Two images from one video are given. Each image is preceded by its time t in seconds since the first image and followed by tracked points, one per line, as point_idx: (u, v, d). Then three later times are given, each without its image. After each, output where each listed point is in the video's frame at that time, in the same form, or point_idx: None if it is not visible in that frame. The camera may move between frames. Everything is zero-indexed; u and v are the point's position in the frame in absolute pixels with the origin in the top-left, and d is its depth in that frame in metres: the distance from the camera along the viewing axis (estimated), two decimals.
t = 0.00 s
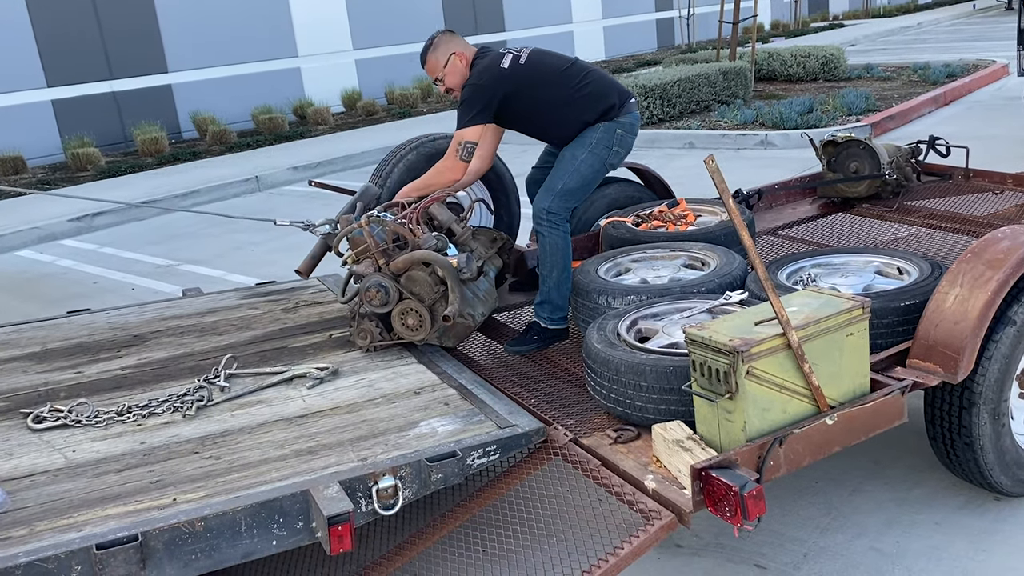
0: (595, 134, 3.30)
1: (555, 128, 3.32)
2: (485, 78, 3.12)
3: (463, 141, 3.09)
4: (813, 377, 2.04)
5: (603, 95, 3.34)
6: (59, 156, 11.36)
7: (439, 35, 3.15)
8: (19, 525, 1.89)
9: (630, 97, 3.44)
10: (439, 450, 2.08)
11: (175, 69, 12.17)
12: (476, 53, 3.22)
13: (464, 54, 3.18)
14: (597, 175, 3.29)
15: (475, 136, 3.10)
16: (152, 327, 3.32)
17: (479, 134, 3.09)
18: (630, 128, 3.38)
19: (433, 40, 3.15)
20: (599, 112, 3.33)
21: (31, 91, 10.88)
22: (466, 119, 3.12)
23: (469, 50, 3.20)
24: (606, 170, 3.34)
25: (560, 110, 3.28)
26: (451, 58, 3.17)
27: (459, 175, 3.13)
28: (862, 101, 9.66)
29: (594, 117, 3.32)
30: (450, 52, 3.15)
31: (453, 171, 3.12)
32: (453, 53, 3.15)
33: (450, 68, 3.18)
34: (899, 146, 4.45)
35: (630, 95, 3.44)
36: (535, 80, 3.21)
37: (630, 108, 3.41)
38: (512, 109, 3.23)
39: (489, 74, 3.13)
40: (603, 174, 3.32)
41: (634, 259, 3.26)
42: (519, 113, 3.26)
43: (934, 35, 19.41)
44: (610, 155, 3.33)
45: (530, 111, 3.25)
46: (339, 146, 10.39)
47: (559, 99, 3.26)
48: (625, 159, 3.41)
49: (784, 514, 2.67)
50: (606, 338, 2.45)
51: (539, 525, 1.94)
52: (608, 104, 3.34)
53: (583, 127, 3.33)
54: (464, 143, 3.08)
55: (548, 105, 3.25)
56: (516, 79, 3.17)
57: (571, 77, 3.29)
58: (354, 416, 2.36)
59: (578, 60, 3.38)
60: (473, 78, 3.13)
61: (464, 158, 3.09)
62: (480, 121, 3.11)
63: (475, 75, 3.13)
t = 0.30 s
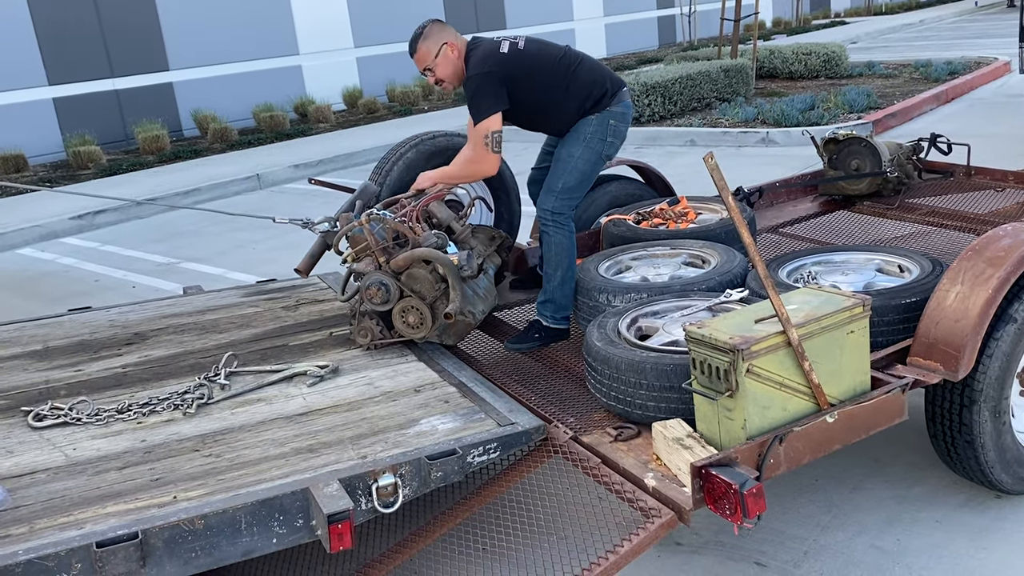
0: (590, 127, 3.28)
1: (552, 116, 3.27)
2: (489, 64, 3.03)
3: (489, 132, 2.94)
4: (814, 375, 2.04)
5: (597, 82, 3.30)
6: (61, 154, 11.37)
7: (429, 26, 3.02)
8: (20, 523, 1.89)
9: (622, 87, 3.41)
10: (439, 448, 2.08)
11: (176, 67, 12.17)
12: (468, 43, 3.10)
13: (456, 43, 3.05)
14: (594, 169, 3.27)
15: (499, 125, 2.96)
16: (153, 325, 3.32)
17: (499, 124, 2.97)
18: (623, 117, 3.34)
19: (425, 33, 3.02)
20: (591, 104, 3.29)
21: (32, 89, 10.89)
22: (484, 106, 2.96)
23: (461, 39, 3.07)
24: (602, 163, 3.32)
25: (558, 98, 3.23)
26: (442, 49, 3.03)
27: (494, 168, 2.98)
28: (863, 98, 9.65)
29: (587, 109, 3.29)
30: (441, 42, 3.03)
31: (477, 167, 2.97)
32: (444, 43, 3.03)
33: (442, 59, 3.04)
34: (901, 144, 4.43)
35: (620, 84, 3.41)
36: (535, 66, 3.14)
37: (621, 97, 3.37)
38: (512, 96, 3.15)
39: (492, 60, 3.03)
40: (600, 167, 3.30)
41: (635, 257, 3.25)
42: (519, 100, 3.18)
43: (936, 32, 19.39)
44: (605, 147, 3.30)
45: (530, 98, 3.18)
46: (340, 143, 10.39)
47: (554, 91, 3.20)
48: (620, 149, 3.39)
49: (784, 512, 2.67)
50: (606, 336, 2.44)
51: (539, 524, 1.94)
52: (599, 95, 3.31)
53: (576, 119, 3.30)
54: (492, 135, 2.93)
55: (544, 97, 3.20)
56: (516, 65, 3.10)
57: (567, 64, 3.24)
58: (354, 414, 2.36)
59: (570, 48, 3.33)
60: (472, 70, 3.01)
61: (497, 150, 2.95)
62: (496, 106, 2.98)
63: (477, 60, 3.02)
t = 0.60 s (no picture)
0: (587, 123, 3.26)
1: (551, 107, 3.25)
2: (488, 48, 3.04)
3: (491, 105, 2.94)
4: (815, 373, 2.04)
5: (596, 75, 3.28)
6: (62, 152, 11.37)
7: (421, 12, 3.06)
8: (22, 520, 1.89)
9: (619, 81, 3.37)
10: (440, 445, 2.08)
11: (178, 65, 12.16)
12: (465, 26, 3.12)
13: (444, 32, 3.05)
14: (593, 166, 3.25)
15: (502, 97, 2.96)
16: (155, 322, 3.32)
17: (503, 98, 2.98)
18: (619, 112, 3.31)
19: (415, 22, 3.07)
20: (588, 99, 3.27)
21: (34, 87, 10.89)
22: (485, 85, 2.97)
23: (456, 28, 3.08)
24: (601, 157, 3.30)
25: (557, 88, 3.21)
26: (430, 40, 3.06)
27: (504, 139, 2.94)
28: (866, 96, 9.63)
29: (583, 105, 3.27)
30: (431, 31, 3.06)
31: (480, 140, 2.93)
32: (433, 32, 3.06)
33: (431, 49, 3.09)
34: (902, 142, 4.43)
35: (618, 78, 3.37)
36: (533, 54, 3.14)
37: (618, 91, 3.34)
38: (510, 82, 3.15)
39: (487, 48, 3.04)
40: (600, 163, 3.28)
41: (636, 255, 3.26)
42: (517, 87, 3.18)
43: (938, 31, 19.37)
44: (603, 143, 3.28)
45: (528, 85, 3.18)
46: (342, 142, 10.39)
47: (549, 85, 3.19)
48: (618, 144, 3.36)
49: (784, 510, 2.67)
50: (607, 334, 2.45)
51: (541, 521, 1.94)
52: (595, 90, 3.28)
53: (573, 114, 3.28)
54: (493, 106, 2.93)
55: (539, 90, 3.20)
56: (515, 51, 3.10)
57: (564, 55, 3.22)
58: (355, 412, 2.36)
59: (570, 40, 3.32)
60: (466, 63, 3.04)
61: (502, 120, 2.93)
62: (497, 85, 2.98)
63: (476, 43, 3.05)
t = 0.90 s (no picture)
0: (581, 120, 3.25)
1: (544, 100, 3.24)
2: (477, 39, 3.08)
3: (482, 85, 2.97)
4: (817, 372, 2.03)
5: (588, 68, 3.25)
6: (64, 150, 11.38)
7: (427, 17, 3.14)
8: (24, 518, 1.89)
9: (615, 78, 3.34)
10: (442, 444, 2.07)
11: (179, 64, 12.16)
12: (465, 26, 3.18)
13: (444, 36, 3.13)
14: (590, 163, 3.23)
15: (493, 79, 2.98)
16: (156, 321, 3.33)
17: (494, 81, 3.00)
18: (614, 108, 3.28)
19: (422, 26, 3.17)
20: (580, 94, 3.25)
21: (36, 85, 10.89)
22: (472, 69, 2.98)
23: (455, 29, 3.14)
24: (598, 155, 3.28)
25: (547, 81, 3.21)
26: (433, 44, 3.15)
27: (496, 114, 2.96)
28: (868, 95, 9.62)
29: (576, 101, 3.26)
30: (433, 35, 3.14)
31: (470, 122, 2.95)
32: (435, 36, 3.14)
33: (435, 52, 3.18)
34: (905, 141, 4.42)
35: (614, 76, 3.34)
36: (522, 50, 3.17)
37: (612, 88, 3.31)
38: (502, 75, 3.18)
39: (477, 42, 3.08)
40: (596, 160, 3.26)
41: (638, 254, 3.25)
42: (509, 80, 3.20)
43: (940, 29, 19.33)
44: (598, 140, 3.26)
45: (519, 77, 3.19)
46: (343, 140, 10.38)
47: (538, 80, 3.20)
48: (615, 140, 3.33)
49: (786, 509, 2.67)
50: (609, 333, 2.44)
51: (542, 520, 1.94)
52: (586, 85, 3.25)
53: (567, 110, 3.27)
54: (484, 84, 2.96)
55: (528, 85, 3.21)
56: (504, 43, 3.14)
57: (556, 49, 3.23)
58: (356, 411, 2.36)
59: (565, 36, 3.33)
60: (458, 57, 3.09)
61: (490, 96, 2.95)
62: (484, 68, 2.99)
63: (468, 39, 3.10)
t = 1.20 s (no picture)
0: (577, 119, 3.24)
1: (540, 101, 3.26)
2: (472, 44, 3.17)
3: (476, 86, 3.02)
4: (820, 372, 2.04)
5: (582, 67, 3.25)
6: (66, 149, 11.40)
7: (437, 29, 3.25)
8: (28, 517, 1.90)
9: (613, 77, 3.32)
10: (444, 444, 2.08)
11: (182, 63, 12.17)
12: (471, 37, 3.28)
13: (452, 48, 3.24)
14: (587, 163, 3.23)
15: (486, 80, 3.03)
16: (159, 320, 3.33)
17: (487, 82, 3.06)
18: (610, 106, 3.27)
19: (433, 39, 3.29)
20: (575, 93, 3.25)
21: (39, 84, 10.90)
22: (466, 72, 3.07)
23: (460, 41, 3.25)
24: (595, 154, 3.26)
25: (541, 82, 3.23)
26: (442, 56, 3.27)
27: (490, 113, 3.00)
28: (870, 96, 9.62)
29: (571, 101, 3.26)
30: (441, 47, 3.26)
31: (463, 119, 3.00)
32: (443, 49, 3.27)
33: (444, 65, 3.29)
34: (907, 141, 4.42)
35: (611, 74, 3.32)
36: (515, 52, 3.21)
37: (609, 86, 3.29)
38: (497, 79, 3.23)
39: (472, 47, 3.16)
40: (594, 160, 3.25)
41: (640, 253, 3.25)
42: (505, 83, 3.24)
43: (943, 29, 19.32)
44: (596, 138, 3.25)
45: (514, 79, 3.22)
46: (346, 140, 10.39)
47: (532, 80, 3.22)
48: (613, 139, 3.32)
49: (788, 509, 2.67)
50: (611, 333, 2.45)
51: (543, 520, 1.94)
52: (579, 84, 3.25)
53: (564, 111, 3.27)
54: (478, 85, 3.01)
55: (522, 87, 3.24)
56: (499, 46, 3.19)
57: (549, 49, 3.25)
58: (358, 410, 2.37)
59: (562, 39, 3.35)
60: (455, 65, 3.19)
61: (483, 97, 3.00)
62: (478, 71, 3.07)
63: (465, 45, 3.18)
